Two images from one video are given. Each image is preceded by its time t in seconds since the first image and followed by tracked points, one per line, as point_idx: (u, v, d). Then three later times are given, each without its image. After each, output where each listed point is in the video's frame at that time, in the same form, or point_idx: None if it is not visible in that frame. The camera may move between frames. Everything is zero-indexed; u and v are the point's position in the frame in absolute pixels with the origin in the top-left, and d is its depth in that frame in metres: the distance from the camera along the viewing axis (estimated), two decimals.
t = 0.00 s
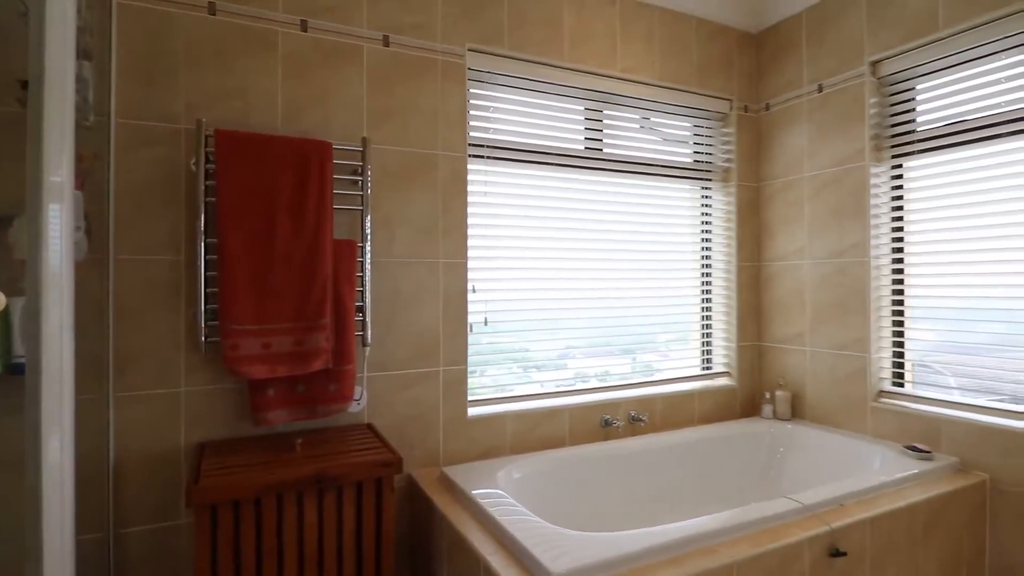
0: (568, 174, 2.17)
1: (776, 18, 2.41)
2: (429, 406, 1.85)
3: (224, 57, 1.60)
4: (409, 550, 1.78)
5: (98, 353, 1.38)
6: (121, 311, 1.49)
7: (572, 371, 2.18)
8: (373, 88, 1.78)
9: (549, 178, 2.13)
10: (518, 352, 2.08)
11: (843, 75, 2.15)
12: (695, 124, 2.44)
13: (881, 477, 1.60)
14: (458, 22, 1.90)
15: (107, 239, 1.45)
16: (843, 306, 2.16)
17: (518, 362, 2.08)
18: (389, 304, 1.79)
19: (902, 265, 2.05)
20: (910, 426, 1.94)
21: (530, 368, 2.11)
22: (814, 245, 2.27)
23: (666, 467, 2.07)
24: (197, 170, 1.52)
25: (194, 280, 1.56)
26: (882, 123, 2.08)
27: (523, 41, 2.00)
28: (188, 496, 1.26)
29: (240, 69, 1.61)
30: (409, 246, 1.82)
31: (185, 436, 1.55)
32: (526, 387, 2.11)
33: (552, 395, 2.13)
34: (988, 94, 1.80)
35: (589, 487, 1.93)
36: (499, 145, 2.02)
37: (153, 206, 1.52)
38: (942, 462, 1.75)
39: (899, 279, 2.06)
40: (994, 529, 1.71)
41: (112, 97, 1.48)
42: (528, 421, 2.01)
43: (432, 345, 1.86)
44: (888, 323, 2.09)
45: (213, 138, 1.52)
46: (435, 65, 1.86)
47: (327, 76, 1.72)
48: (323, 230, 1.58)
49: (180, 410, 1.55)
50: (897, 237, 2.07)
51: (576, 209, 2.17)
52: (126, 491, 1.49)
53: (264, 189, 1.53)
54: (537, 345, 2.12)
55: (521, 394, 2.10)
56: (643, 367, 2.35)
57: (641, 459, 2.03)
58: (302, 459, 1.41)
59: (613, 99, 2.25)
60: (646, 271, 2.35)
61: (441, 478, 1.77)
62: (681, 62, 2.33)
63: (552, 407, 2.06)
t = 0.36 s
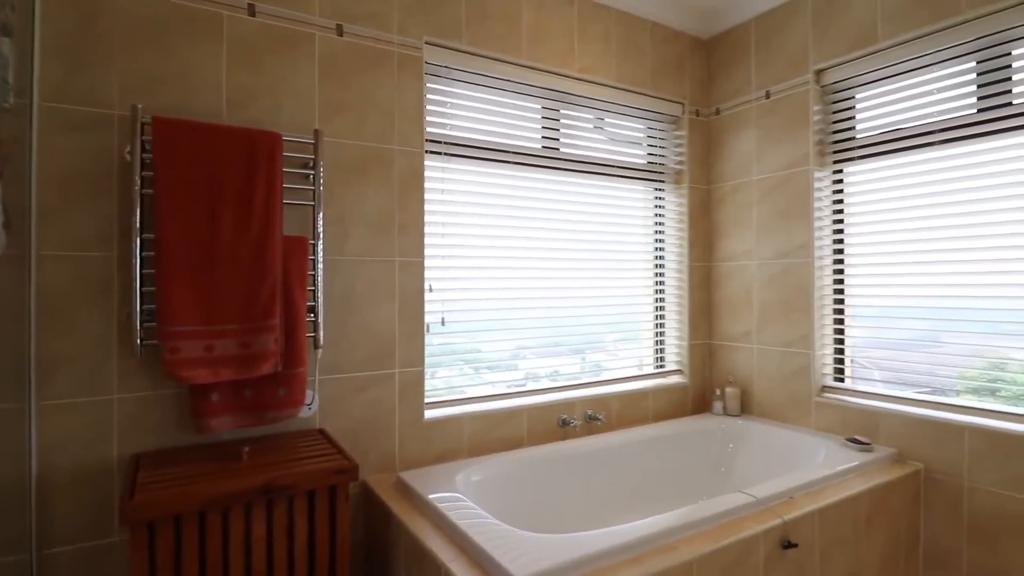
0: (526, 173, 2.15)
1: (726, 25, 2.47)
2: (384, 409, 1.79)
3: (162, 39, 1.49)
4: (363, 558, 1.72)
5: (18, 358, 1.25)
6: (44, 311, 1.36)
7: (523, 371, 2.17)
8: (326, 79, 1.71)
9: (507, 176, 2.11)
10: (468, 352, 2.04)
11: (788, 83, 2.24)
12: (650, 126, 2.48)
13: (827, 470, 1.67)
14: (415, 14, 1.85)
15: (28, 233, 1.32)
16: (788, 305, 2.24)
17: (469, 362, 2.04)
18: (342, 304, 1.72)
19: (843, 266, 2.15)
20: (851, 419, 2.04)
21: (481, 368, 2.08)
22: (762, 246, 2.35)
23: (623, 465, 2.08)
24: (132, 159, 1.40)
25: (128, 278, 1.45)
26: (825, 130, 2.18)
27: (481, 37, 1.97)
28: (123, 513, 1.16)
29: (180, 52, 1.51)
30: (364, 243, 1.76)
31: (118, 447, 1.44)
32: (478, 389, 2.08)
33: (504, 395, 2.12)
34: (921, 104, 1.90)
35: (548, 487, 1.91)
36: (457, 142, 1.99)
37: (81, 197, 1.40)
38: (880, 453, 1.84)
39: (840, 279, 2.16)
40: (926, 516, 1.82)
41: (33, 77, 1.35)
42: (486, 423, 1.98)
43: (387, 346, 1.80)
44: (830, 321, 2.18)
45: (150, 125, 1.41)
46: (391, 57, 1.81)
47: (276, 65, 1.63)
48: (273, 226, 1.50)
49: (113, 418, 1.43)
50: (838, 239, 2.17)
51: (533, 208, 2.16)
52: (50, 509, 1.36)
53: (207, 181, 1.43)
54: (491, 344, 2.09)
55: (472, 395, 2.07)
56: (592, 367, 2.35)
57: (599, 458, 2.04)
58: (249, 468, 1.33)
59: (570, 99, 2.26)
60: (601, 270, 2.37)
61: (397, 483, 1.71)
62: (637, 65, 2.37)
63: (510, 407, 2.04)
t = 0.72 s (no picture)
0: (489, 174, 2.14)
1: (684, 32, 2.53)
2: (343, 415, 1.74)
3: (104, 28, 1.40)
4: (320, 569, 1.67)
5: None
6: None
7: (483, 373, 2.15)
8: (282, 74, 1.65)
9: (470, 177, 2.09)
10: (428, 353, 2.01)
11: (742, 90, 2.30)
12: (610, 130, 2.51)
13: (780, 466, 1.73)
14: (375, 10, 1.80)
15: None
16: (742, 306, 2.31)
17: (429, 364, 2.00)
18: (298, 307, 1.67)
19: (793, 268, 2.23)
20: (802, 417, 2.11)
21: (441, 370, 2.04)
22: (718, 249, 2.41)
23: (585, 467, 2.10)
24: (70, 154, 1.32)
25: (66, 281, 1.35)
26: (777, 137, 2.26)
27: (443, 36, 1.95)
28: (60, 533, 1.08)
29: (124, 41, 1.42)
30: (321, 245, 1.71)
31: (54, 462, 1.34)
32: (438, 390, 2.04)
33: (464, 396, 2.10)
34: (866, 113, 1.99)
35: (512, 490, 1.90)
36: (418, 142, 1.95)
37: (13, 193, 1.30)
38: (830, 449, 1.92)
39: (791, 282, 2.24)
40: (872, 508, 1.90)
41: None
42: (448, 427, 1.95)
43: (347, 350, 1.75)
44: (782, 321, 2.26)
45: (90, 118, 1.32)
46: (350, 54, 1.76)
47: (228, 58, 1.56)
48: (224, 226, 1.44)
49: (49, 431, 1.34)
50: (789, 243, 2.25)
51: (495, 210, 2.15)
52: None
53: (153, 178, 1.36)
54: (451, 345, 2.06)
55: (432, 396, 2.04)
56: (552, 367, 2.35)
57: (561, 459, 2.04)
58: (200, 481, 1.26)
59: (532, 101, 2.26)
60: (562, 272, 2.38)
61: (356, 491, 1.67)
62: (598, 69, 2.39)
63: (472, 410, 2.01)
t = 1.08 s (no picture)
0: (449, 176, 2.13)
1: (642, 38, 2.58)
2: (300, 420, 1.70)
3: (42, 16, 1.33)
4: None
5: None
6: None
7: (444, 373, 2.14)
8: (235, 70, 1.60)
9: (431, 179, 2.07)
10: (387, 356, 1.98)
11: (697, 97, 2.37)
12: (571, 133, 2.54)
13: (734, 463, 1.79)
14: (334, 7, 1.77)
15: None
16: (697, 307, 2.38)
17: (390, 367, 1.98)
18: (253, 310, 1.62)
19: (746, 271, 2.31)
20: (754, 414, 2.19)
21: (401, 370, 2.02)
22: (675, 252, 2.47)
23: (546, 467, 2.11)
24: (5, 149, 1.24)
25: None
26: (730, 144, 2.33)
27: (403, 36, 1.93)
28: None
29: (63, 31, 1.35)
30: (277, 246, 1.66)
31: None
32: (398, 392, 2.02)
33: (424, 398, 2.08)
34: (814, 123, 2.08)
35: (473, 492, 1.90)
36: (378, 142, 1.93)
37: None
38: (779, 445, 1.99)
39: (744, 284, 2.32)
40: (819, 500, 1.99)
41: None
42: (408, 430, 1.93)
43: (303, 354, 1.71)
44: (735, 322, 2.34)
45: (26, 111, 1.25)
46: (307, 51, 1.72)
47: (178, 52, 1.51)
48: (173, 226, 1.38)
49: None
50: (742, 246, 2.33)
51: (456, 211, 2.14)
52: None
53: (96, 176, 1.29)
54: (412, 346, 2.04)
55: (392, 399, 2.01)
56: (513, 367, 2.36)
57: (522, 460, 2.05)
58: (148, 493, 1.21)
59: (493, 103, 2.26)
60: (523, 274, 2.40)
61: (314, 497, 1.63)
62: (558, 72, 2.41)
63: (433, 413, 2.00)
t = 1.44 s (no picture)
0: (412, 177, 2.11)
1: (605, 44, 2.61)
2: (257, 427, 1.65)
3: None
4: None
5: None
6: None
7: (409, 374, 2.12)
8: (187, 66, 1.54)
9: (393, 180, 2.05)
10: (350, 359, 1.95)
11: (657, 103, 2.41)
12: (535, 136, 2.55)
13: (692, 462, 1.83)
14: (292, 4, 1.73)
15: None
16: (658, 309, 2.43)
17: (355, 370, 1.95)
18: (207, 315, 1.57)
19: (705, 273, 2.37)
20: (712, 413, 2.25)
21: (363, 371, 1.98)
22: (636, 255, 2.51)
23: (510, 470, 2.11)
24: None
25: None
26: (690, 149, 2.38)
27: (365, 35, 1.90)
28: None
29: None
30: (232, 249, 1.61)
31: None
32: (360, 393, 1.98)
33: (387, 402, 2.05)
34: (768, 130, 2.14)
35: (435, 497, 1.88)
36: (338, 142, 1.89)
37: None
38: (736, 443, 2.05)
39: (703, 286, 2.38)
40: (773, 496, 2.05)
41: None
42: (370, 435, 1.90)
43: (260, 360, 1.67)
44: (694, 323, 2.40)
45: None
46: (264, 48, 1.68)
47: (126, 46, 1.44)
48: (121, 227, 1.32)
49: None
50: (701, 249, 2.39)
51: (419, 213, 2.12)
52: None
53: (35, 174, 1.23)
54: (377, 347, 2.01)
55: (353, 403, 1.97)
56: (478, 367, 2.36)
57: (486, 463, 2.05)
58: (92, 507, 1.16)
59: (457, 104, 2.25)
60: (487, 276, 2.39)
61: (271, 506, 1.59)
62: (522, 75, 2.42)
63: (395, 418, 1.97)
